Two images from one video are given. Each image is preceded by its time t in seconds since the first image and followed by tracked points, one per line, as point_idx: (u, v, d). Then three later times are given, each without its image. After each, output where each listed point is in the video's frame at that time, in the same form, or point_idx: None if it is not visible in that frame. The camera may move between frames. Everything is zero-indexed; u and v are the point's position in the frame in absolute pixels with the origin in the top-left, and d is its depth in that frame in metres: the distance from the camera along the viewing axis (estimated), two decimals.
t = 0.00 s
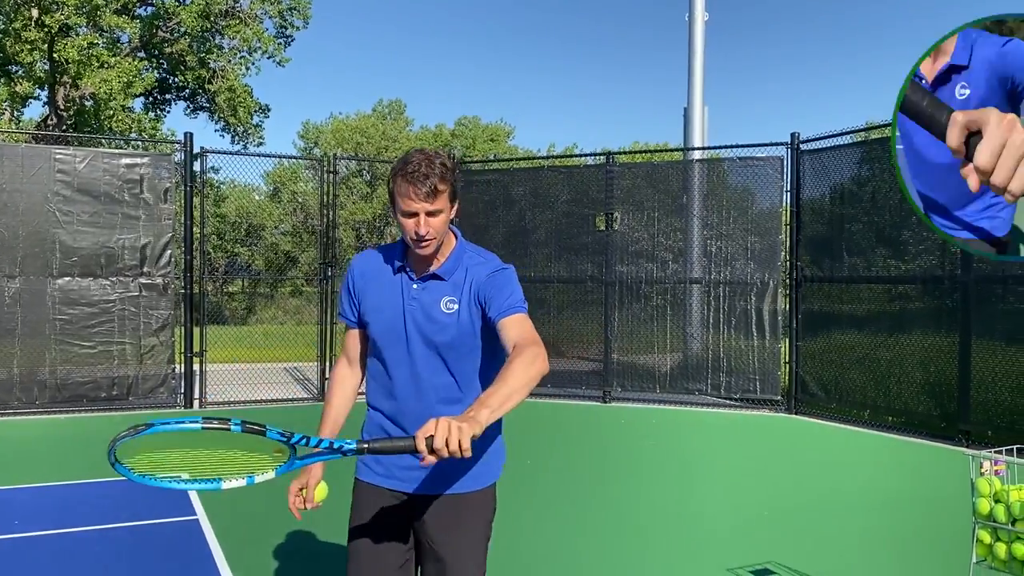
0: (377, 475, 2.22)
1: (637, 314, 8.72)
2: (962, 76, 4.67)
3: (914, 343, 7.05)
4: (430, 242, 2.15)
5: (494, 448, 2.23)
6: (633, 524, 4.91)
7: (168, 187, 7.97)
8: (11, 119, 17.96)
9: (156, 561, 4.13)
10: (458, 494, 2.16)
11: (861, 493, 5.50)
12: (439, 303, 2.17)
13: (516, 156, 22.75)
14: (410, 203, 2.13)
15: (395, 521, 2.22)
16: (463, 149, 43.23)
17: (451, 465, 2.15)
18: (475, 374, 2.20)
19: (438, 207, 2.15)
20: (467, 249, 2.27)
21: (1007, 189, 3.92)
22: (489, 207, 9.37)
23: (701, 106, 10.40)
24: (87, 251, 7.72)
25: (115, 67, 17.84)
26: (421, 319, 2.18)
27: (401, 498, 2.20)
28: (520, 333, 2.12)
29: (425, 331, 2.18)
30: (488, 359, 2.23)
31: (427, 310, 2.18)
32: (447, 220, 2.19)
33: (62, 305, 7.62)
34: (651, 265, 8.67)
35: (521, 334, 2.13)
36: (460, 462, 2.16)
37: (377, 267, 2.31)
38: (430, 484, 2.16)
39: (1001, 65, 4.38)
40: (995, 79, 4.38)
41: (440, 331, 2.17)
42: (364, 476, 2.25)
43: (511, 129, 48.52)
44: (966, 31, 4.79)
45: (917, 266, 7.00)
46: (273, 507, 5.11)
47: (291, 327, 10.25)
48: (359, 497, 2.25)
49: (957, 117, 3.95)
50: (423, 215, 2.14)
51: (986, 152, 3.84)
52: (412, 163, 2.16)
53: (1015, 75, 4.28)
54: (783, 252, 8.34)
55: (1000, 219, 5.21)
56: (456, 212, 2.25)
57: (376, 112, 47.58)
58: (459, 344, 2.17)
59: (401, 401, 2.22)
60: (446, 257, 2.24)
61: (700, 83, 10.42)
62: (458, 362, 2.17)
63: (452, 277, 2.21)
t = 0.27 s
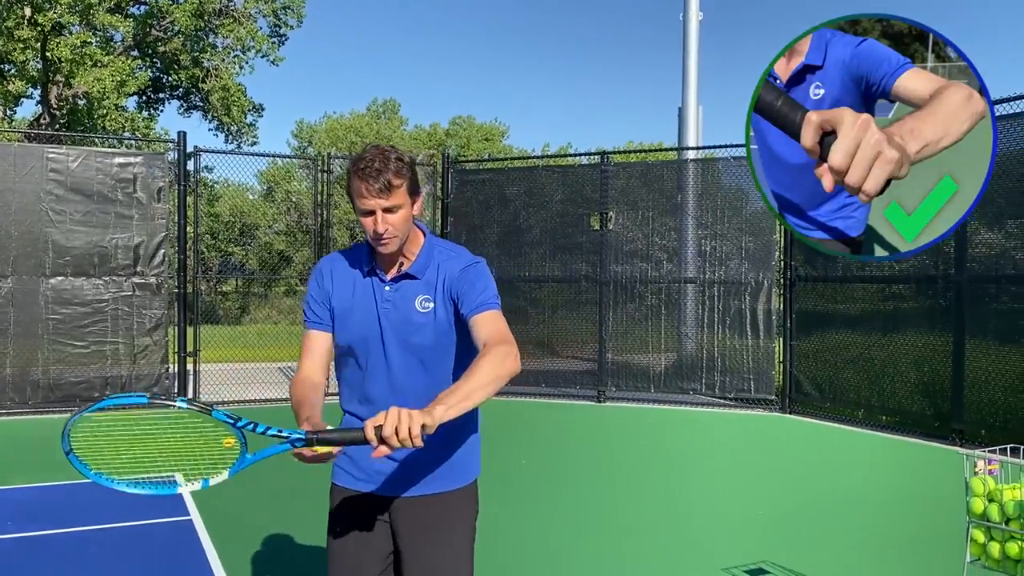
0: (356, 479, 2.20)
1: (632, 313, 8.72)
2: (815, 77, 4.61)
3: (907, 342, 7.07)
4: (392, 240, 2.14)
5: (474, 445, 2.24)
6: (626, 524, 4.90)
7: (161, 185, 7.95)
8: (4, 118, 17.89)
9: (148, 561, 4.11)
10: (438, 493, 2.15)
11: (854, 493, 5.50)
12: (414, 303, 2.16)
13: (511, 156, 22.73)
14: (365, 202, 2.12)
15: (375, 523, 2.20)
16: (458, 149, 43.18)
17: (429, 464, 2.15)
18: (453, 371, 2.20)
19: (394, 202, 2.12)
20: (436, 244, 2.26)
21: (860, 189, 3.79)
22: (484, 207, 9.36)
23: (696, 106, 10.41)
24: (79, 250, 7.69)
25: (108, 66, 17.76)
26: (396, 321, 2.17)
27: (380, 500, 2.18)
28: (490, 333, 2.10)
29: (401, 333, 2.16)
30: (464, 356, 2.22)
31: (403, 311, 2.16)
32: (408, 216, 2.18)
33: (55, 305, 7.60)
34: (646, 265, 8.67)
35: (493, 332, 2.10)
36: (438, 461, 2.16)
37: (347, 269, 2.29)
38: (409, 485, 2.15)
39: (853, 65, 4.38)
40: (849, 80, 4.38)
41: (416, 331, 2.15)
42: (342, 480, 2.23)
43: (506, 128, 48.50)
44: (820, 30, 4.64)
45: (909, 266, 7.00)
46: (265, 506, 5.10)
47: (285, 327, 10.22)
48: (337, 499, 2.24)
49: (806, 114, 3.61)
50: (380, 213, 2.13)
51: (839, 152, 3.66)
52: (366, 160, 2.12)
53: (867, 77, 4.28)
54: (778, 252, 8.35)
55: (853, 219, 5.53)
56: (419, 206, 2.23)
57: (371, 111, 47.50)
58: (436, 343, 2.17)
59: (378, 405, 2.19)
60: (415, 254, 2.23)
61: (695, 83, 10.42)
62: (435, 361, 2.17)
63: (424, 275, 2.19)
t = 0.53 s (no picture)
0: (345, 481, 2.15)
1: (629, 312, 8.73)
2: (815, 77, 4.61)
3: (904, 341, 7.08)
4: (377, 233, 2.10)
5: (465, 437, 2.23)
6: (624, 524, 4.89)
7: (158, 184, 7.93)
8: None
9: (146, 561, 4.10)
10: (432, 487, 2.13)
11: (852, 492, 5.50)
12: (403, 299, 2.14)
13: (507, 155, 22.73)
14: (347, 195, 2.07)
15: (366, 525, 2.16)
16: (454, 148, 43.17)
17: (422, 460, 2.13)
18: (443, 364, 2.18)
19: (376, 195, 2.08)
20: (419, 237, 2.23)
21: (860, 189, 3.68)
22: (481, 206, 9.35)
23: (693, 105, 10.41)
24: (75, 249, 7.67)
25: (103, 65, 17.71)
26: (385, 318, 2.13)
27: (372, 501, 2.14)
28: (475, 322, 2.07)
29: (390, 329, 2.13)
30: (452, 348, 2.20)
31: (391, 308, 2.13)
32: (392, 209, 2.14)
33: (51, 304, 7.58)
34: (642, 264, 8.67)
35: (480, 322, 2.07)
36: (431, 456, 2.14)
37: (328, 266, 2.24)
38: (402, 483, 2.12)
39: (853, 66, 4.36)
40: (849, 80, 4.37)
41: (406, 326, 2.13)
42: (330, 484, 2.18)
43: (502, 128, 48.50)
44: (820, 30, 4.65)
45: (905, 265, 7.01)
46: (262, 506, 5.08)
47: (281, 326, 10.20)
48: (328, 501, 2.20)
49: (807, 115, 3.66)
50: (363, 207, 2.08)
51: (839, 152, 3.59)
52: (346, 154, 2.09)
53: (867, 77, 4.27)
54: (774, 251, 8.35)
55: (853, 219, 5.55)
56: (403, 200, 2.20)
57: (367, 110, 47.45)
58: (426, 337, 2.15)
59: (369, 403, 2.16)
60: (400, 249, 2.20)
61: (692, 82, 10.43)
62: (425, 356, 2.15)
63: (411, 269, 2.17)
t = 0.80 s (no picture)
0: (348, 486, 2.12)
1: (629, 313, 8.74)
2: (815, 77, 4.64)
3: (904, 341, 7.09)
4: (380, 239, 2.06)
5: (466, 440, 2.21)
6: (627, 524, 4.90)
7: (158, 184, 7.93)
8: None
9: (149, 562, 4.10)
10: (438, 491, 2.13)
11: (852, 492, 5.52)
12: (406, 303, 2.08)
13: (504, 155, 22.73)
14: (351, 200, 2.04)
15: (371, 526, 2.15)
16: (451, 148, 43.16)
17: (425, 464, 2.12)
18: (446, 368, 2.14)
19: (380, 200, 2.05)
20: (419, 239, 2.18)
21: (860, 188, 3.68)
22: (480, 206, 9.36)
23: (691, 106, 10.43)
24: (75, 249, 7.67)
25: (101, 64, 17.68)
26: (388, 322, 2.07)
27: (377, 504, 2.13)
28: (481, 323, 2.05)
29: (393, 333, 2.07)
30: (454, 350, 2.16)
31: (394, 311, 2.07)
32: (394, 214, 2.10)
33: (51, 304, 7.57)
34: (642, 265, 8.68)
35: (485, 322, 2.05)
36: (435, 461, 2.13)
37: (326, 269, 2.16)
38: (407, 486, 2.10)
39: (853, 65, 4.36)
40: (849, 80, 4.37)
41: (409, 330, 2.08)
42: (332, 489, 2.14)
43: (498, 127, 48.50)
44: (821, 30, 4.67)
45: (905, 265, 7.02)
46: (263, 507, 5.08)
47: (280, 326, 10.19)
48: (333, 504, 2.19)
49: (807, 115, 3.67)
50: (367, 211, 2.05)
51: (840, 152, 3.62)
52: (348, 156, 2.06)
53: (866, 78, 4.26)
54: (774, 252, 8.36)
55: (853, 219, 5.55)
56: (404, 204, 2.16)
57: (365, 109, 47.42)
58: (429, 341, 2.10)
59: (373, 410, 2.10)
60: (400, 252, 2.14)
61: (690, 83, 10.45)
62: (429, 360, 2.10)
63: (413, 272, 2.11)
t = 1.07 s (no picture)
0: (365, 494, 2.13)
1: (631, 313, 8.75)
2: (815, 77, 4.65)
3: (906, 342, 7.12)
4: (395, 247, 2.06)
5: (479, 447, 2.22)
6: (632, 526, 4.92)
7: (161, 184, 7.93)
8: None
9: (157, 565, 4.11)
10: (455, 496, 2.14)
11: (856, 494, 5.54)
12: (423, 311, 2.09)
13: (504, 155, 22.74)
14: (368, 208, 2.05)
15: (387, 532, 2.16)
16: (450, 147, 43.14)
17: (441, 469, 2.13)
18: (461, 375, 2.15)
19: (397, 207, 2.06)
20: (434, 247, 2.19)
21: (860, 189, 3.66)
22: (482, 207, 9.37)
23: (693, 107, 10.45)
24: (78, 250, 7.67)
25: (100, 64, 17.66)
26: (405, 330, 2.08)
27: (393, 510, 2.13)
28: (498, 330, 2.06)
29: (411, 341, 2.08)
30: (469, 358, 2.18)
31: (412, 320, 2.08)
32: (410, 223, 2.11)
33: (54, 305, 7.57)
34: (644, 265, 8.70)
35: (503, 330, 2.07)
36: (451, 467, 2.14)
37: (342, 277, 2.17)
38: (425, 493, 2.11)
39: (853, 66, 4.38)
40: (848, 80, 4.39)
41: (426, 338, 2.09)
42: (348, 496, 2.15)
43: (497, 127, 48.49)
44: (820, 30, 4.69)
45: (907, 267, 7.05)
46: (270, 509, 5.09)
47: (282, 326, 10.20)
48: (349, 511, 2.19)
49: (807, 115, 3.66)
50: (383, 219, 2.06)
51: (840, 152, 3.58)
52: (365, 165, 2.07)
53: (866, 78, 4.28)
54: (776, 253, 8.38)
55: (853, 219, 5.56)
56: (419, 214, 2.17)
57: (364, 109, 47.40)
58: (445, 349, 2.11)
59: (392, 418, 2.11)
60: (416, 261, 2.15)
61: (692, 84, 10.46)
62: (446, 369, 2.11)
63: (428, 280, 2.12)
